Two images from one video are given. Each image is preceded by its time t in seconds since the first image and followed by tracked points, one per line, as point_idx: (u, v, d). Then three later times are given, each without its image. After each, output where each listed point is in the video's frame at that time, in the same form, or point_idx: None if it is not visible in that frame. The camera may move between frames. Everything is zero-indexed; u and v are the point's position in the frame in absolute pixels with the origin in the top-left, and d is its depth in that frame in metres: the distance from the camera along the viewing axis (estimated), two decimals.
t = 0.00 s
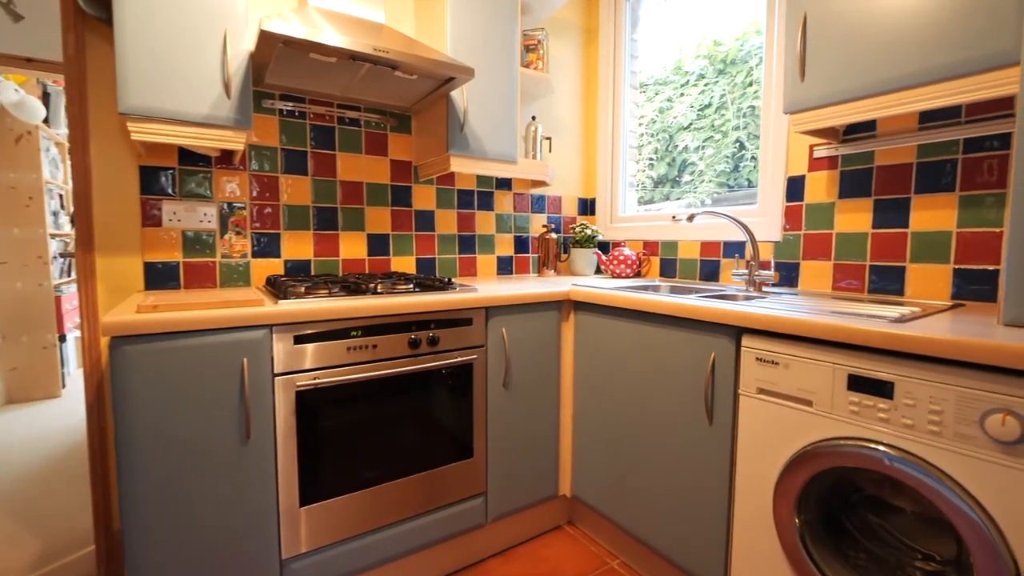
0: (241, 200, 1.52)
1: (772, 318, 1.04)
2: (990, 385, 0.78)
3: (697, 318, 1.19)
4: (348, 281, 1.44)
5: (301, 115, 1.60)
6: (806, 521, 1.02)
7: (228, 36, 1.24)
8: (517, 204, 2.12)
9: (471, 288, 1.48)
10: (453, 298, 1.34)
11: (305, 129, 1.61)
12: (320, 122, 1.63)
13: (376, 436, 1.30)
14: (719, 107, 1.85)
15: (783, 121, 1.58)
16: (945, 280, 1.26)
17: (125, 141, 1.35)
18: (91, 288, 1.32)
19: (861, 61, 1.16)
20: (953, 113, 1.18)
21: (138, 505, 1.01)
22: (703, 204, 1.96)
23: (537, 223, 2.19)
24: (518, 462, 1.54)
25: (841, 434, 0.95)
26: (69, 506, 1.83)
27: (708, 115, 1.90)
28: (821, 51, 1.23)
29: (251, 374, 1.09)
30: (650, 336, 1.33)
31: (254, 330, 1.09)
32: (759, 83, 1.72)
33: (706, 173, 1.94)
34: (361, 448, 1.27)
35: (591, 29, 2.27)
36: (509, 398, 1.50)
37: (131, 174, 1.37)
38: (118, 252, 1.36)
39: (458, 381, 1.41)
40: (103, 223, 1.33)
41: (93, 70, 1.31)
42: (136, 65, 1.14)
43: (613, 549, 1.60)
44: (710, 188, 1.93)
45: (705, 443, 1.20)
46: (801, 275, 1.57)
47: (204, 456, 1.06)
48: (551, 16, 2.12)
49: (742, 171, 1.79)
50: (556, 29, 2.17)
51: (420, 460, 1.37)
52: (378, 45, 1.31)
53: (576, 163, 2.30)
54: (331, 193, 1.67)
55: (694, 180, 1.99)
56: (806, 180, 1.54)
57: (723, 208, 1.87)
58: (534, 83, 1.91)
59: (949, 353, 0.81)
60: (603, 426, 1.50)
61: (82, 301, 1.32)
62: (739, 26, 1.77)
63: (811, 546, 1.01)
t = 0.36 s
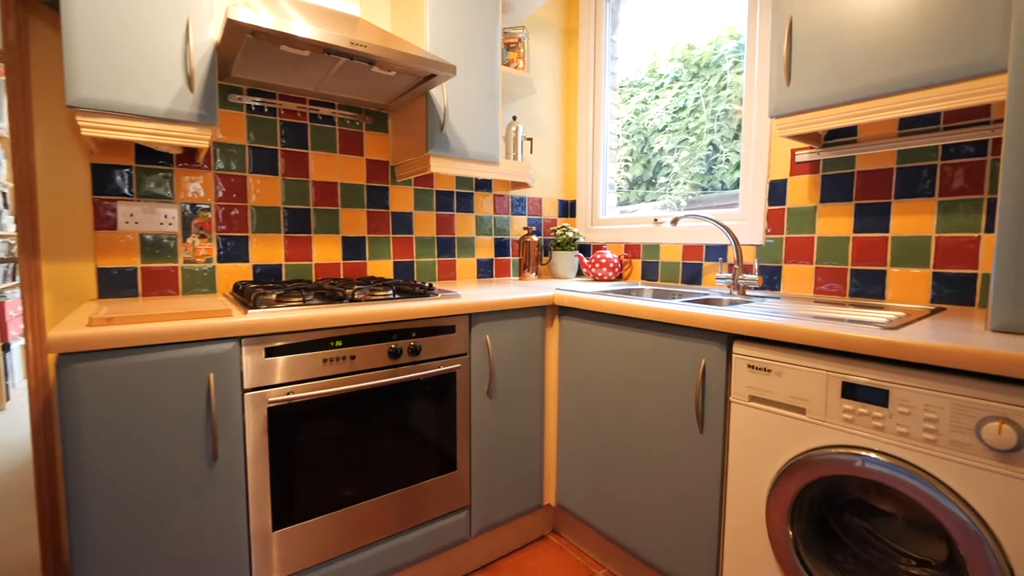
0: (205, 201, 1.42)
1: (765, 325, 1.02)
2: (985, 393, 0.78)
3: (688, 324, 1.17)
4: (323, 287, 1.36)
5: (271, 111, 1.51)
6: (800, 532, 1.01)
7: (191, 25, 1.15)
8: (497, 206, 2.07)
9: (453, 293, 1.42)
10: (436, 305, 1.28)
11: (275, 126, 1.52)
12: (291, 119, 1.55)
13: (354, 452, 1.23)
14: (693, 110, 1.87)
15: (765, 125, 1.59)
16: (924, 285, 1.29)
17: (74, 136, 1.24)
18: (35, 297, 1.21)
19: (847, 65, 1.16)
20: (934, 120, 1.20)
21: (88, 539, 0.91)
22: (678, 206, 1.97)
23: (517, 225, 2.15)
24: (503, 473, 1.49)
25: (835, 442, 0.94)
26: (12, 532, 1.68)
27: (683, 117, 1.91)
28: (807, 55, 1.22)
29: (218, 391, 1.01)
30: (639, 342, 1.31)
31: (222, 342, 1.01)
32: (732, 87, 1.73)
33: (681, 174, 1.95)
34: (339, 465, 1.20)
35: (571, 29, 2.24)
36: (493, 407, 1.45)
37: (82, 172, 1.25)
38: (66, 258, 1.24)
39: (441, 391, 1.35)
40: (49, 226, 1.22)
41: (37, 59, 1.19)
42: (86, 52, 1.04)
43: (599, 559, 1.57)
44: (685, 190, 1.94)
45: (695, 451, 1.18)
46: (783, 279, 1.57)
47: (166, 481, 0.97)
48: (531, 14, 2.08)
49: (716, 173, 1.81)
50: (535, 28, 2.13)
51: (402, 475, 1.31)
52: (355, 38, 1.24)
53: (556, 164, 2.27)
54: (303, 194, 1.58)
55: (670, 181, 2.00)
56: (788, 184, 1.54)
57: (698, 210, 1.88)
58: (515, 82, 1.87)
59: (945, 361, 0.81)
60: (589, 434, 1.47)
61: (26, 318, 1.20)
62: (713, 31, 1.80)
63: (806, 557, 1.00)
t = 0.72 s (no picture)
0: (167, 203, 1.32)
1: (760, 334, 1.00)
2: (984, 403, 0.77)
3: (681, 332, 1.14)
4: (297, 295, 1.28)
5: (238, 107, 1.41)
6: (797, 546, 1.00)
7: (150, 12, 1.06)
8: (477, 208, 2.02)
9: (436, 300, 1.36)
10: (419, 313, 1.22)
11: (244, 123, 1.42)
12: (261, 116, 1.46)
13: (333, 472, 1.16)
14: (669, 112, 1.88)
15: (749, 128, 1.58)
16: (907, 289, 1.30)
17: (17, 130, 1.12)
18: None
19: (836, 71, 1.15)
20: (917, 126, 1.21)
21: None
22: (655, 208, 1.97)
23: (498, 228, 2.10)
24: (488, 486, 1.44)
25: (832, 452, 0.93)
26: None
27: (659, 120, 1.92)
28: (796, 60, 1.21)
29: (183, 412, 0.92)
30: (629, 350, 1.28)
31: (188, 358, 0.93)
32: (707, 90, 1.75)
33: (657, 176, 1.96)
34: (316, 486, 1.13)
35: (552, 28, 2.20)
36: (478, 418, 1.39)
37: (25, 170, 1.14)
38: (9, 265, 1.13)
39: (424, 404, 1.29)
40: None
41: None
42: (28, 38, 0.93)
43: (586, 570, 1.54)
44: (661, 192, 1.95)
45: (688, 462, 1.16)
46: (767, 283, 1.57)
47: (125, 513, 0.88)
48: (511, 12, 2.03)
49: (692, 175, 1.83)
50: (515, 26, 2.08)
51: (383, 493, 1.25)
52: (331, 30, 1.16)
53: (537, 166, 2.23)
54: (274, 195, 1.49)
55: (647, 183, 2.00)
56: (772, 189, 1.54)
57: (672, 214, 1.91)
58: (497, 81, 1.82)
59: (945, 371, 0.80)
60: (578, 443, 1.43)
61: None
62: (687, 34, 1.82)
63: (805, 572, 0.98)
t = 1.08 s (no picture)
0: (126, 205, 1.21)
1: (759, 344, 0.99)
2: (985, 415, 0.77)
3: (676, 341, 1.12)
4: (271, 305, 1.20)
5: (206, 103, 1.32)
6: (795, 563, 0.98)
7: None
8: (458, 210, 1.96)
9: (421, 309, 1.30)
10: (404, 324, 1.16)
11: (211, 120, 1.33)
12: (231, 113, 1.36)
13: (313, 495, 1.08)
14: (646, 115, 1.89)
15: (733, 133, 1.58)
16: (892, 295, 1.31)
17: None
18: None
19: (828, 78, 1.15)
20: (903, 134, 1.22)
21: None
22: (632, 210, 1.97)
23: (480, 231, 2.04)
24: (475, 501, 1.39)
25: (832, 464, 0.92)
26: None
27: (636, 122, 1.93)
28: (788, 66, 1.21)
29: (147, 439, 0.84)
30: (621, 359, 1.25)
31: (154, 379, 0.85)
32: (684, 94, 1.76)
33: (635, 179, 1.96)
34: (295, 510, 1.05)
35: (534, 28, 2.16)
36: (465, 431, 1.34)
37: None
38: None
39: (410, 419, 1.23)
40: None
41: None
42: None
43: None
44: (638, 194, 1.95)
45: (683, 474, 1.14)
46: (753, 288, 1.57)
47: (80, 553, 0.80)
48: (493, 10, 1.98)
49: (668, 178, 1.84)
50: (497, 24, 2.03)
51: (366, 514, 1.18)
52: (309, 23, 1.09)
53: (519, 168, 2.18)
54: (245, 197, 1.40)
55: (624, 185, 2.01)
56: (758, 194, 1.54)
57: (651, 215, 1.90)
58: (480, 80, 1.76)
59: (946, 383, 0.80)
60: (567, 454, 1.40)
61: None
62: (663, 38, 1.83)
63: None
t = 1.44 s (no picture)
0: (83, 210, 1.12)
1: (757, 355, 0.97)
2: (987, 427, 0.77)
3: (673, 352, 1.10)
4: (247, 318, 1.12)
5: (172, 101, 1.23)
6: None
7: None
8: (440, 214, 1.90)
9: (407, 320, 1.25)
10: (391, 337, 1.11)
11: (178, 119, 1.24)
12: (199, 111, 1.27)
13: (295, 522, 1.01)
14: (624, 118, 1.90)
15: (720, 139, 1.58)
16: (878, 301, 1.33)
17: None
18: None
19: (821, 86, 1.15)
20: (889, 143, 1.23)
21: None
22: (611, 213, 1.98)
23: (463, 235, 1.99)
24: (463, 518, 1.34)
25: (833, 476, 0.92)
26: None
27: (614, 125, 1.94)
28: (780, 74, 1.21)
29: (109, 472, 0.76)
30: (615, 369, 1.22)
31: (117, 406, 0.77)
32: (662, 97, 1.79)
33: (613, 181, 1.97)
34: (275, 540, 0.98)
35: (517, 29, 2.12)
36: (453, 446, 1.29)
37: None
38: None
39: (397, 436, 1.17)
40: None
41: None
42: None
43: None
44: (617, 196, 1.95)
45: (680, 486, 1.12)
46: (740, 294, 1.57)
47: None
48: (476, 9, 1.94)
49: (647, 180, 1.86)
50: (479, 23, 1.99)
51: (351, 539, 1.11)
52: (288, 17, 1.02)
53: (502, 170, 2.13)
54: (215, 201, 1.32)
55: (602, 188, 2.00)
56: (744, 201, 1.54)
57: (631, 218, 1.91)
58: (464, 81, 1.71)
59: (947, 395, 0.80)
60: (559, 467, 1.36)
61: None
62: (640, 42, 1.86)
63: None
